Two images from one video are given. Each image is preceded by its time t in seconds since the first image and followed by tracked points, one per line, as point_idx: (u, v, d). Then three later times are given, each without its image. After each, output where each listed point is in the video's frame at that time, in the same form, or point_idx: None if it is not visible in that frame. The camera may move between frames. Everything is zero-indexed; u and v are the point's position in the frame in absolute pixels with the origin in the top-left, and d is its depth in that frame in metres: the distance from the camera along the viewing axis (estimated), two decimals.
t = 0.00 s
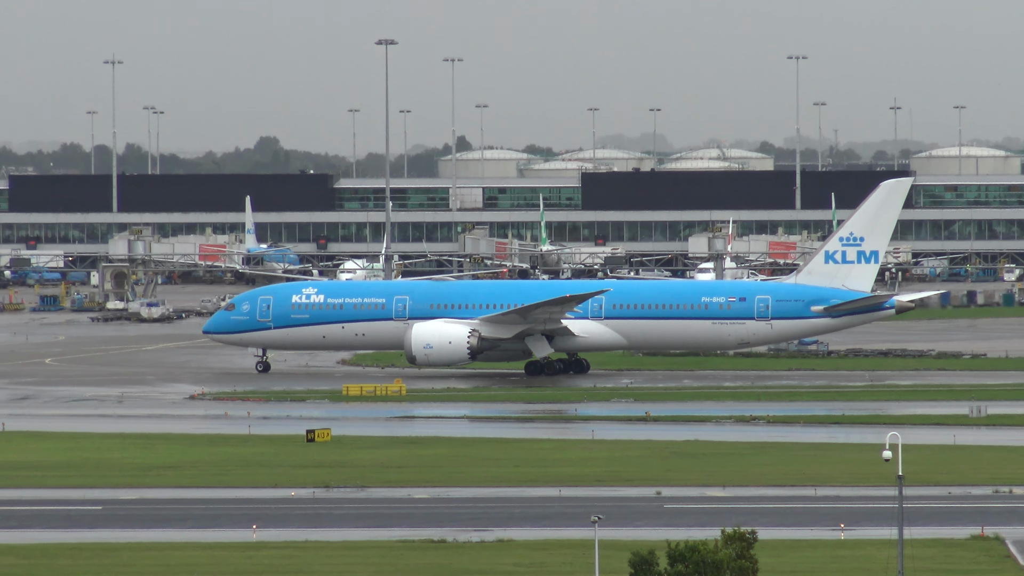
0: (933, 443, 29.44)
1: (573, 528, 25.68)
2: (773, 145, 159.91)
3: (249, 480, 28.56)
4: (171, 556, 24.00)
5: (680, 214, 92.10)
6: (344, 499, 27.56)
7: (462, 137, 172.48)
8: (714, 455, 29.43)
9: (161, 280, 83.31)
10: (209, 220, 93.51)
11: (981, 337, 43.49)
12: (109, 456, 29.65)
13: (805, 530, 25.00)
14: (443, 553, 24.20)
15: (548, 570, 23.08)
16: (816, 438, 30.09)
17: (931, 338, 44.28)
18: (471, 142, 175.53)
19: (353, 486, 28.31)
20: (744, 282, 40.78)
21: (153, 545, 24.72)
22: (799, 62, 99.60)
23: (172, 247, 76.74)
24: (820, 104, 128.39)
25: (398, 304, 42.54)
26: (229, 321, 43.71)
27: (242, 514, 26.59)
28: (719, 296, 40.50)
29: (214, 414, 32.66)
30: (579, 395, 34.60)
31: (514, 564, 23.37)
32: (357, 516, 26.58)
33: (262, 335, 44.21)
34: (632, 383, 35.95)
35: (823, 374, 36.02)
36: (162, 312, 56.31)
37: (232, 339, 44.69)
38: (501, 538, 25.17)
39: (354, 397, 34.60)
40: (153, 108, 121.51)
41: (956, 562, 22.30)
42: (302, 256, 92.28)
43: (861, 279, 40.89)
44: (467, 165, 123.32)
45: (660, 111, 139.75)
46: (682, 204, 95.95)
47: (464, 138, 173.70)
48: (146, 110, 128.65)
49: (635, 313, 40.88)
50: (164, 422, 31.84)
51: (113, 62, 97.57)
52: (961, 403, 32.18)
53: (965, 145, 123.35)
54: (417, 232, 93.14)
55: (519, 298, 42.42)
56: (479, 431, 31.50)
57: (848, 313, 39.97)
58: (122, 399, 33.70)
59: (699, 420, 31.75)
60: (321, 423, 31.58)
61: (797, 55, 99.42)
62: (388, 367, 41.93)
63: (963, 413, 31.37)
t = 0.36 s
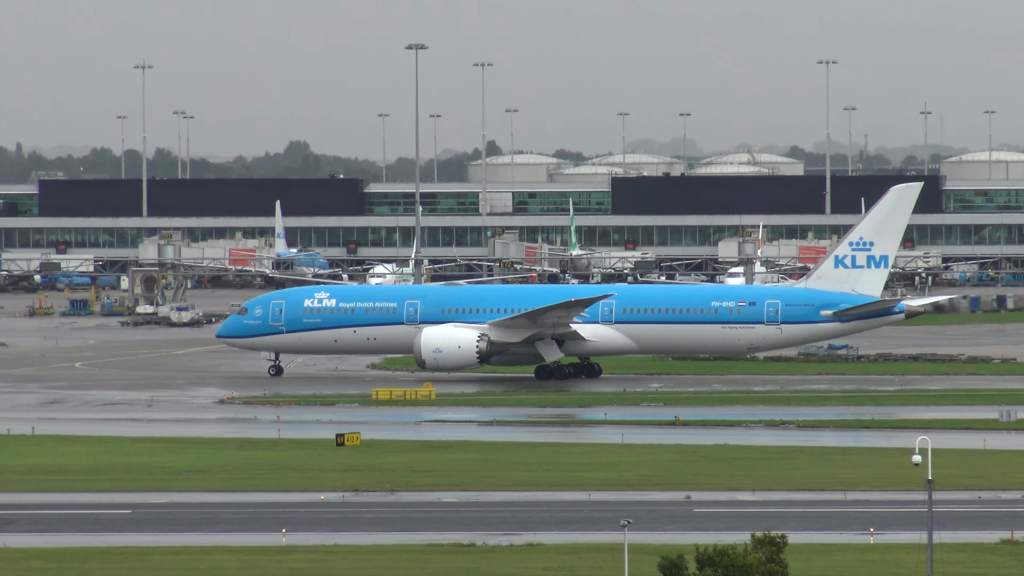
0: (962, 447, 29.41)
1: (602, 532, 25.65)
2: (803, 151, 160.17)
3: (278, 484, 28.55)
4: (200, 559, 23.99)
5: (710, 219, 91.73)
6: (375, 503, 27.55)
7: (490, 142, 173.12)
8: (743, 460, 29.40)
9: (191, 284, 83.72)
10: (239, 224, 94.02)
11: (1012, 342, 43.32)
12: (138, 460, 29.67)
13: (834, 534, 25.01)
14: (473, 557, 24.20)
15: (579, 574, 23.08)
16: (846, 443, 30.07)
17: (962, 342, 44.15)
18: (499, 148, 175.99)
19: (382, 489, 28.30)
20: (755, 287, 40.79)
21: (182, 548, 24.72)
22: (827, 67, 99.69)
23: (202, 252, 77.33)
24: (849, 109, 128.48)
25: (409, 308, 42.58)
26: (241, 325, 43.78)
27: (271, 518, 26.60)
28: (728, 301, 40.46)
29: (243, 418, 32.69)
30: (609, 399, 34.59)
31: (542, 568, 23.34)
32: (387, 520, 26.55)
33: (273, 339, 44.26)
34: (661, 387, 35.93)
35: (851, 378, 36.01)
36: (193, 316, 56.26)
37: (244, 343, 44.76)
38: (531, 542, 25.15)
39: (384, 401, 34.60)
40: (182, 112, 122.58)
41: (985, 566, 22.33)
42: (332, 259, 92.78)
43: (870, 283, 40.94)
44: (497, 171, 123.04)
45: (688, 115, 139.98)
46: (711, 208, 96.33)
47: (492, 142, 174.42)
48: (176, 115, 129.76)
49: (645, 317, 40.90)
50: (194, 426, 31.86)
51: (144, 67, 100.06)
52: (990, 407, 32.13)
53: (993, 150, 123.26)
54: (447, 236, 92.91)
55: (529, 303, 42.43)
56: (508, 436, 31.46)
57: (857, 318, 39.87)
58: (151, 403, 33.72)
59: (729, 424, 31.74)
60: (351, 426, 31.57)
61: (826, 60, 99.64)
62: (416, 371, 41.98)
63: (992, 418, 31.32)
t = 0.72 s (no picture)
0: (985, 448, 29.40)
1: (625, 532, 25.66)
2: (827, 150, 160.22)
3: (300, 483, 28.55)
4: (224, 558, 24.01)
5: (734, 218, 93.24)
6: (398, 502, 27.55)
7: (514, 141, 173.52)
8: (766, 459, 29.41)
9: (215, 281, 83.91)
10: (263, 222, 94.29)
11: None
12: (161, 458, 29.69)
13: (858, 534, 25.01)
14: (498, 556, 24.22)
15: (601, 573, 23.12)
16: (869, 443, 30.07)
17: (986, 343, 44.08)
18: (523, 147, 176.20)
19: (406, 488, 28.31)
20: (758, 286, 40.80)
21: (206, 546, 24.73)
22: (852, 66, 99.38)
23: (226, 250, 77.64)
24: (874, 109, 128.36)
25: (415, 306, 42.58)
26: (247, 322, 43.73)
27: (295, 516, 26.62)
28: (733, 300, 40.46)
29: (266, 416, 32.70)
30: (632, 398, 34.60)
31: (566, 568, 23.35)
32: (409, 519, 26.56)
33: (279, 337, 44.22)
34: (685, 387, 35.94)
35: (875, 378, 36.02)
36: (216, 314, 56.66)
37: (249, 340, 44.72)
38: (554, 541, 25.16)
39: (407, 400, 34.61)
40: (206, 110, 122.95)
41: (1009, 567, 22.33)
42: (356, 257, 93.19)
43: (874, 283, 40.92)
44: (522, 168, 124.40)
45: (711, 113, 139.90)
46: (735, 207, 96.44)
47: (515, 142, 174.86)
48: (200, 112, 130.23)
49: (649, 317, 40.88)
50: (217, 424, 31.88)
51: (166, 63, 96.20)
52: (1015, 408, 32.09)
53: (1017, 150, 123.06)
54: (471, 236, 93.22)
55: (534, 301, 42.48)
56: (531, 435, 31.47)
57: (860, 317, 39.91)
58: (174, 401, 33.74)
59: (752, 424, 31.76)
60: (374, 425, 31.60)
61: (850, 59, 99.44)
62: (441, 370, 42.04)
63: (1016, 419, 31.30)
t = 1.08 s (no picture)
0: (1006, 443, 29.38)
1: (644, 526, 25.68)
2: (848, 146, 160.32)
3: (321, 477, 28.58)
4: (243, 551, 24.01)
5: (755, 213, 93.08)
6: (418, 496, 27.56)
7: (535, 137, 174.03)
8: (786, 455, 29.42)
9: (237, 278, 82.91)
10: (284, 216, 94.77)
11: None
12: (181, 451, 29.71)
13: (877, 530, 25.01)
14: (519, 550, 24.23)
15: (620, 567, 23.12)
16: (888, 438, 30.06)
17: (1007, 338, 44.00)
18: (542, 142, 176.24)
19: (426, 482, 28.33)
20: (759, 282, 40.78)
21: (225, 540, 24.73)
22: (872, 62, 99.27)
23: (247, 245, 78.10)
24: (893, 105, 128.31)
25: (418, 300, 42.59)
26: (251, 316, 43.78)
27: (315, 510, 26.64)
28: (733, 295, 40.49)
29: (287, 410, 32.74)
30: (653, 393, 34.61)
31: (585, 563, 23.34)
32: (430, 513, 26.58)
33: (283, 331, 44.26)
34: (705, 382, 35.94)
35: (895, 373, 36.03)
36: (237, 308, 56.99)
37: (253, 334, 44.77)
38: (574, 535, 25.16)
39: (428, 394, 34.65)
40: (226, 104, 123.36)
41: None
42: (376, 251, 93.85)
43: (875, 279, 40.67)
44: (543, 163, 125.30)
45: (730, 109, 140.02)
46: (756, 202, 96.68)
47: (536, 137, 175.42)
48: (221, 107, 131.15)
49: (651, 311, 40.97)
50: (237, 418, 31.91)
51: (189, 58, 99.31)
52: None
53: None
54: (491, 230, 93.97)
55: (536, 296, 42.47)
56: (551, 429, 31.49)
57: (860, 313, 39.83)
58: (195, 395, 33.76)
59: (773, 419, 31.77)
60: (394, 419, 31.62)
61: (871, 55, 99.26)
62: (463, 365, 42.14)
63: None
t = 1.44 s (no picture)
0: None
1: (662, 523, 25.68)
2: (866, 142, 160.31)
3: (337, 473, 28.58)
4: (260, 547, 24.02)
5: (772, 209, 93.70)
6: (435, 492, 27.56)
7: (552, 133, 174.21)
8: (803, 451, 29.42)
9: (254, 272, 81.56)
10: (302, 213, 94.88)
11: None
12: (199, 447, 29.74)
13: (895, 526, 25.01)
14: (537, 546, 24.24)
15: (638, 564, 23.12)
16: (906, 435, 30.08)
17: None
18: (560, 138, 176.52)
19: (443, 479, 28.34)
20: (755, 278, 40.77)
21: (242, 537, 24.73)
22: (890, 58, 99.19)
23: (264, 241, 78.28)
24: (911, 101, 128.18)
25: (416, 296, 42.66)
26: (252, 312, 43.82)
27: (333, 506, 26.66)
28: (730, 291, 40.46)
29: (304, 406, 32.76)
30: (669, 389, 34.63)
31: (602, 559, 23.35)
32: (447, 509, 26.58)
33: (283, 327, 44.29)
34: (723, 378, 35.96)
35: (913, 370, 36.05)
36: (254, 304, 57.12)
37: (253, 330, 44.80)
38: (591, 532, 25.16)
39: (445, 391, 34.66)
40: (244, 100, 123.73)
41: None
42: (394, 248, 94.14)
43: (871, 275, 41.08)
44: (561, 160, 126.39)
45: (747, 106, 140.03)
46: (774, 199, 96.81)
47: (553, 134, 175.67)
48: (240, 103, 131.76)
49: (648, 308, 40.90)
50: (255, 414, 31.94)
51: (205, 55, 99.55)
52: None
53: None
54: (509, 226, 94.26)
55: (533, 292, 42.47)
56: (569, 426, 31.50)
57: (856, 309, 39.93)
58: (212, 391, 33.80)
59: (790, 416, 31.77)
60: (412, 416, 31.65)
61: (889, 52, 99.12)
62: (478, 362, 42.17)
63: None
